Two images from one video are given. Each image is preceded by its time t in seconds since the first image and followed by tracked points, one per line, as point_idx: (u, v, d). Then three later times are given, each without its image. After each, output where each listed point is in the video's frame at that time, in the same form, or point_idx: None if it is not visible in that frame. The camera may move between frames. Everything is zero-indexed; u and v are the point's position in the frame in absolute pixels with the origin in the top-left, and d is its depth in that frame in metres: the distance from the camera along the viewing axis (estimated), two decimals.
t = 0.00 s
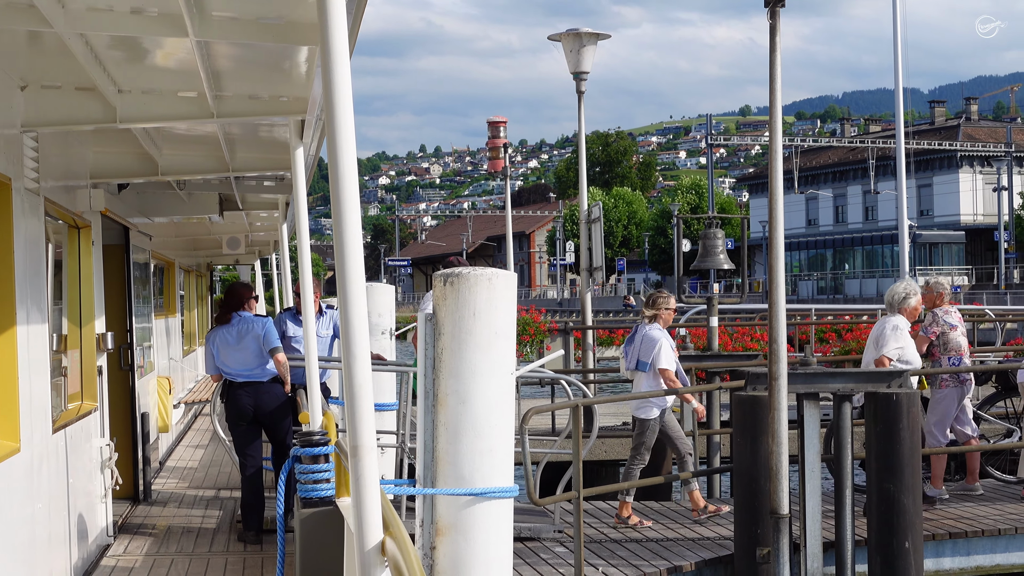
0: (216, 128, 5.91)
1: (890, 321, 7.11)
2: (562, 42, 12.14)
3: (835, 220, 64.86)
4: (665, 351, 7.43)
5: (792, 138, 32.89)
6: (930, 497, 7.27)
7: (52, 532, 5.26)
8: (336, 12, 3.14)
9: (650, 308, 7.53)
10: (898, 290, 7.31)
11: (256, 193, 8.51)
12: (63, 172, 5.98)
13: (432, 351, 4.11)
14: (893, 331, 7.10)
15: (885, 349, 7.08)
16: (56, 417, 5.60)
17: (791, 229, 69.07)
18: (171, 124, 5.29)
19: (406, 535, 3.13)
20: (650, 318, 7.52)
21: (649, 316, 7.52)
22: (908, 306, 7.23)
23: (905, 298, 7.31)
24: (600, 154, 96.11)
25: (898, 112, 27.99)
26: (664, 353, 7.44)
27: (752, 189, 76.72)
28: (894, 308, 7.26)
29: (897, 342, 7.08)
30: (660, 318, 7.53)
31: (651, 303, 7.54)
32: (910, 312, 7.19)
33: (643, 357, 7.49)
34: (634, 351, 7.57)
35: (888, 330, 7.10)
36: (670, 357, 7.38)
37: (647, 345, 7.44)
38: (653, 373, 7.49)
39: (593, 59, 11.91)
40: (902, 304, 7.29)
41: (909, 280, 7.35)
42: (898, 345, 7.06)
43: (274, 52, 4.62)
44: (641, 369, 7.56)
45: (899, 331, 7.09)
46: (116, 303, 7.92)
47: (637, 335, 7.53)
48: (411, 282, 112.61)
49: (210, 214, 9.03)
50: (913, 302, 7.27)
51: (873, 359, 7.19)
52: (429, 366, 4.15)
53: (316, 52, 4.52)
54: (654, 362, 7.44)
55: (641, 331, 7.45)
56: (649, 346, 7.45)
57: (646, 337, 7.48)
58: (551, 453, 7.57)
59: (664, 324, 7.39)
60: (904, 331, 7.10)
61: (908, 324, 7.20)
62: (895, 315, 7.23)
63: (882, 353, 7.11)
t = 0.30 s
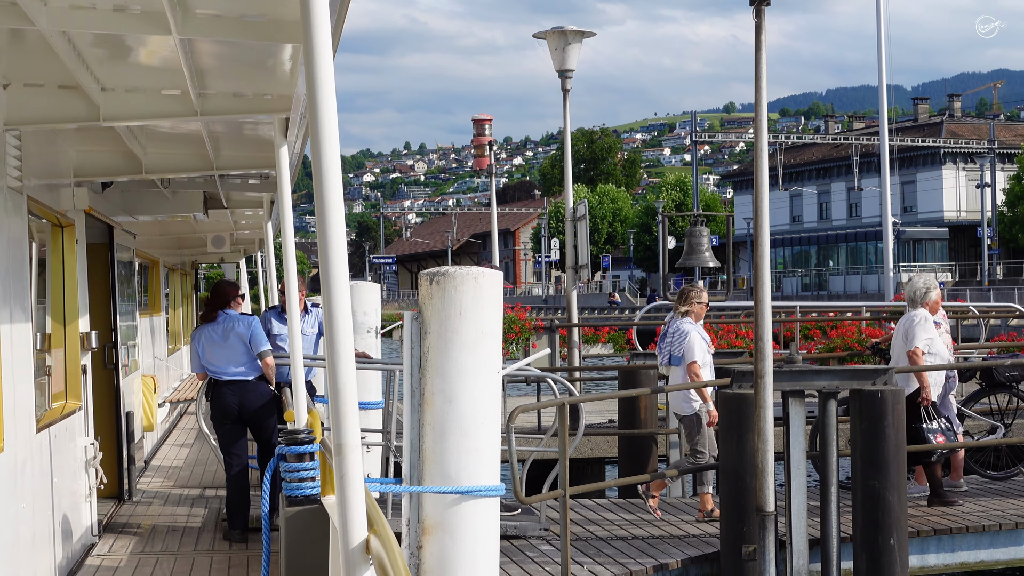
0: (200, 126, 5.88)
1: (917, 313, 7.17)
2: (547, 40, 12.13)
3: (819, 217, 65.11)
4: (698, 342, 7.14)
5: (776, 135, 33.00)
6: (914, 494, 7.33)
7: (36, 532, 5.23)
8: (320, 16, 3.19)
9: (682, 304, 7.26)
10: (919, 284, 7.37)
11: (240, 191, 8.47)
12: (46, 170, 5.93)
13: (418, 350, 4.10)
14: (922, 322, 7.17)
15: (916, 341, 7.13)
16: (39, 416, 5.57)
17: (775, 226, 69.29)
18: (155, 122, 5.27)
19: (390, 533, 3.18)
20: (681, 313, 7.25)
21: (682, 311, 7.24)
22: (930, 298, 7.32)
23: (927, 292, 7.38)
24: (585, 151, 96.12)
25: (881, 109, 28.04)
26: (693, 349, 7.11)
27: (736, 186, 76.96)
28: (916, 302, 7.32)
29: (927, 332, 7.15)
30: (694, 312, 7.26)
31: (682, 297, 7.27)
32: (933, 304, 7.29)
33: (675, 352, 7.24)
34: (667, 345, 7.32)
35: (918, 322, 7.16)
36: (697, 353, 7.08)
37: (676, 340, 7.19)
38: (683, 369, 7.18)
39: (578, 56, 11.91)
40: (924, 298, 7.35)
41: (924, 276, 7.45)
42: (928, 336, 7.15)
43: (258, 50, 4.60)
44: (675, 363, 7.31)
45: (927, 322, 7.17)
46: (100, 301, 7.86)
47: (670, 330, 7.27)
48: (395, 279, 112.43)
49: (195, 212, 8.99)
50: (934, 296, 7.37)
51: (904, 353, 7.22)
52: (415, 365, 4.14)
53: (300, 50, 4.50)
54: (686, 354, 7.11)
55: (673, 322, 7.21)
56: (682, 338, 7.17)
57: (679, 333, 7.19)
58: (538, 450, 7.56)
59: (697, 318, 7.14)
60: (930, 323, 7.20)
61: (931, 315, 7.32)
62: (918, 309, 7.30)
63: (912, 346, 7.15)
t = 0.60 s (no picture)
0: (178, 124, 5.84)
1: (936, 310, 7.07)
2: (527, 37, 12.12)
3: (798, 214, 65.40)
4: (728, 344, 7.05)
5: (756, 132, 33.06)
6: (893, 491, 7.36)
7: (13, 533, 5.18)
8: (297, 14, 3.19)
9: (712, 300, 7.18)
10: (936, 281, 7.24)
11: (219, 189, 8.42)
12: (22, 168, 5.88)
13: (398, 349, 4.09)
14: (941, 319, 7.08)
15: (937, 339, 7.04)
16: (16, 416, 5.52)
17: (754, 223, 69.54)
18: (133, 120, 5.24)
19: (369, 533, 3.23)
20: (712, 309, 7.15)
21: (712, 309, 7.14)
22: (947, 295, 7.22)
23: (943, 288, 7.30)
24: (564, 148, 96.11)
25: (860, 106, 28.11)
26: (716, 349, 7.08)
27: (714, 183, 77.24)
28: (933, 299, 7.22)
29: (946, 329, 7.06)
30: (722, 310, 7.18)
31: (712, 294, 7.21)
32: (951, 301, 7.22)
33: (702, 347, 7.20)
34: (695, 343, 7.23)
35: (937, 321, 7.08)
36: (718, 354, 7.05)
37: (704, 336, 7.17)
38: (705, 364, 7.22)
39: (557, 54, 11.90)
40: (942, 293, 7.26)
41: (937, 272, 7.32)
42: (947, 332, 7.08)
43: (236, 48, 4.57)
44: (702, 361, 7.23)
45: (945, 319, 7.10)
46: (77, 300, 7.79)
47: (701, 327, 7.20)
48: (374, 276, 112.10)
49: (173, 211, 8.93)
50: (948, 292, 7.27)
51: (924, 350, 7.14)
52: (395, 364, 4.12)
53: (278, 48, 4.49)
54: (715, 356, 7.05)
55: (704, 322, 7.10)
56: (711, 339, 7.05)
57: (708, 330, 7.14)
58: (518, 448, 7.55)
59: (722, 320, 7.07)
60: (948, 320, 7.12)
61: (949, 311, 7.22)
62: (937, 305, 7.21)
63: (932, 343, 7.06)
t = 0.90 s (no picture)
0: (155, 124, 5.81)
1: (954, 312, 7.35)
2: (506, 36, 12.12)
3: (776, 212, 65.71)
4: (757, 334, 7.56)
5: (735, 130, 33.18)
6: (871, 488, 7.41)
7: None
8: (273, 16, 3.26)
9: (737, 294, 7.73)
10: (958, 281, 7.43)
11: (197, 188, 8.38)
12: None
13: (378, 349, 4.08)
14: (958, 323, 7.35)
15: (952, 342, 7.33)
16: None
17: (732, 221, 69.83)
18: (110, 119, 5.21)
19: (347, 532, 3.27)
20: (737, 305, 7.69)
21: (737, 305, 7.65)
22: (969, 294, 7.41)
23: (964, 288, 7.45)
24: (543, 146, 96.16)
25: (838, 104, 28.27)
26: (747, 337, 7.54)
27: (693, 181, 77.48)
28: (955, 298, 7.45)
29: (963, 332, 7.33)
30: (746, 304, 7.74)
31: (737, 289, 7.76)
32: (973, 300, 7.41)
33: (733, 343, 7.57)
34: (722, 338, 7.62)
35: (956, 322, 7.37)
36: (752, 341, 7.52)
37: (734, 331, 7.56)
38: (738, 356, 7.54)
39: (537, 53, 11.91)
40: (963, 293, 7.44)
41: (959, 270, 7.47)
42: (965, 335, 7.34)
43: (213, 47, 4.56)
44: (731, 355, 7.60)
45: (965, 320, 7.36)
46: (54, 300, 7.70)
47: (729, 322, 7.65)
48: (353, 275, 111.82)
49: (151, 210, 8.88)
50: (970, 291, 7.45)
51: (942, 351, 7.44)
52: (375, 364, 4.11)
53: (255, 47, 4.47)
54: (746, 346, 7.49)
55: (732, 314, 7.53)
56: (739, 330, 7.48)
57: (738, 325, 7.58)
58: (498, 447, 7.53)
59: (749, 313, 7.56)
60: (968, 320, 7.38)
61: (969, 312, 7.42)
62: (955, 306, 7.42)
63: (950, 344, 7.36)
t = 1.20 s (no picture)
0: (127, 125, 5.75)
1: (969, 307, 7.37)
2: (480, 37, 12.12)
3: (749, 213, 66.10)
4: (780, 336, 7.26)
5: (707, 130, 33.33)
6: (844, 487, 7.46)
7: None
8: (243, 17, 3.29)
9: (760, 297, 7.31)
10: (972, 276, 7.42)
11: (170, 190, 8.32)
12: None
13: (352, 350, 4.07)
14: (972, 316, 7.38)
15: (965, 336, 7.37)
16: None
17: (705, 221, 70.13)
18: (81, 120, 5.17)
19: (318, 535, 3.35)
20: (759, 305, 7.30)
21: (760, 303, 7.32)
22: (983, 291, 7.43)
23: (979, 284, 7.45)
24: (516, 147, 96.20)
25: (810, 107, 28.50)
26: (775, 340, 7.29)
27: (666, 182, 77.81)
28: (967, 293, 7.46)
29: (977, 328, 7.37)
30: (770, 306, 7.32)
31: (759, 290, 7.32)
32: (987, 297, 7.44)
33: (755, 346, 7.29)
34: (745, 337, 7.36)
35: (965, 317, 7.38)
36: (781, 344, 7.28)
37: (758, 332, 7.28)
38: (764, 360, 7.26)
39: (510, 54, 11.91)
40: (978, 289, 7.44)
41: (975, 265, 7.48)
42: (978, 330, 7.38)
43: (185, 48, 4.53)
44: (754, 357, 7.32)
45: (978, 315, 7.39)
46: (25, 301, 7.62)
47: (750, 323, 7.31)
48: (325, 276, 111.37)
49: (122, 212, 8.81)
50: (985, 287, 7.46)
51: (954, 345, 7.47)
52: (350, 365, 4.10)
53: (227, 47, 4.44)
54: (770, 349, 7.20)
55: (753, 316, 7.22)
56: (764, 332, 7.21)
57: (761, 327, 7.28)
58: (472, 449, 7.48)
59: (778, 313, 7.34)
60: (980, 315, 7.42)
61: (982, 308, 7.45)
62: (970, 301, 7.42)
63: (964, 338, 7.40)
